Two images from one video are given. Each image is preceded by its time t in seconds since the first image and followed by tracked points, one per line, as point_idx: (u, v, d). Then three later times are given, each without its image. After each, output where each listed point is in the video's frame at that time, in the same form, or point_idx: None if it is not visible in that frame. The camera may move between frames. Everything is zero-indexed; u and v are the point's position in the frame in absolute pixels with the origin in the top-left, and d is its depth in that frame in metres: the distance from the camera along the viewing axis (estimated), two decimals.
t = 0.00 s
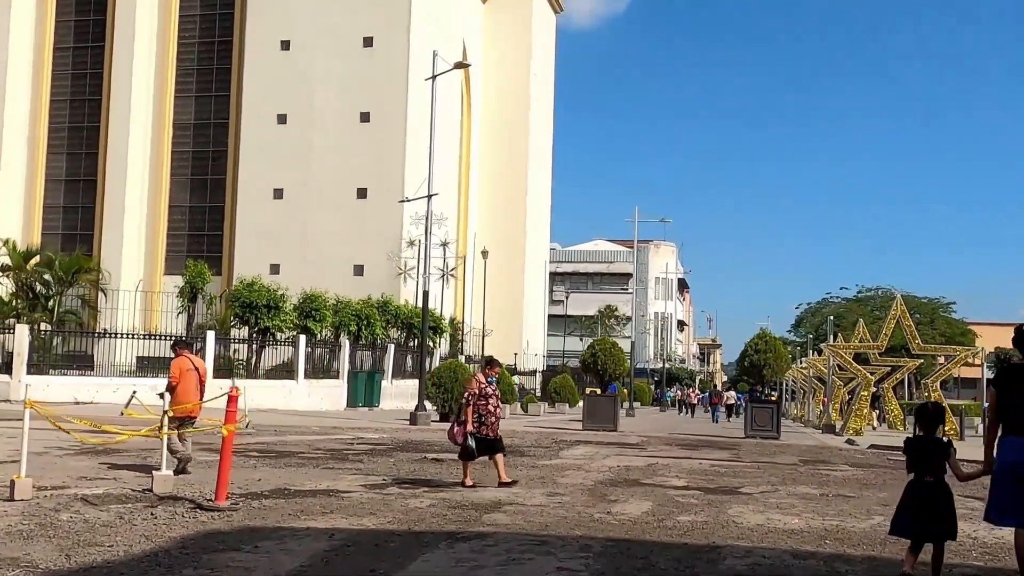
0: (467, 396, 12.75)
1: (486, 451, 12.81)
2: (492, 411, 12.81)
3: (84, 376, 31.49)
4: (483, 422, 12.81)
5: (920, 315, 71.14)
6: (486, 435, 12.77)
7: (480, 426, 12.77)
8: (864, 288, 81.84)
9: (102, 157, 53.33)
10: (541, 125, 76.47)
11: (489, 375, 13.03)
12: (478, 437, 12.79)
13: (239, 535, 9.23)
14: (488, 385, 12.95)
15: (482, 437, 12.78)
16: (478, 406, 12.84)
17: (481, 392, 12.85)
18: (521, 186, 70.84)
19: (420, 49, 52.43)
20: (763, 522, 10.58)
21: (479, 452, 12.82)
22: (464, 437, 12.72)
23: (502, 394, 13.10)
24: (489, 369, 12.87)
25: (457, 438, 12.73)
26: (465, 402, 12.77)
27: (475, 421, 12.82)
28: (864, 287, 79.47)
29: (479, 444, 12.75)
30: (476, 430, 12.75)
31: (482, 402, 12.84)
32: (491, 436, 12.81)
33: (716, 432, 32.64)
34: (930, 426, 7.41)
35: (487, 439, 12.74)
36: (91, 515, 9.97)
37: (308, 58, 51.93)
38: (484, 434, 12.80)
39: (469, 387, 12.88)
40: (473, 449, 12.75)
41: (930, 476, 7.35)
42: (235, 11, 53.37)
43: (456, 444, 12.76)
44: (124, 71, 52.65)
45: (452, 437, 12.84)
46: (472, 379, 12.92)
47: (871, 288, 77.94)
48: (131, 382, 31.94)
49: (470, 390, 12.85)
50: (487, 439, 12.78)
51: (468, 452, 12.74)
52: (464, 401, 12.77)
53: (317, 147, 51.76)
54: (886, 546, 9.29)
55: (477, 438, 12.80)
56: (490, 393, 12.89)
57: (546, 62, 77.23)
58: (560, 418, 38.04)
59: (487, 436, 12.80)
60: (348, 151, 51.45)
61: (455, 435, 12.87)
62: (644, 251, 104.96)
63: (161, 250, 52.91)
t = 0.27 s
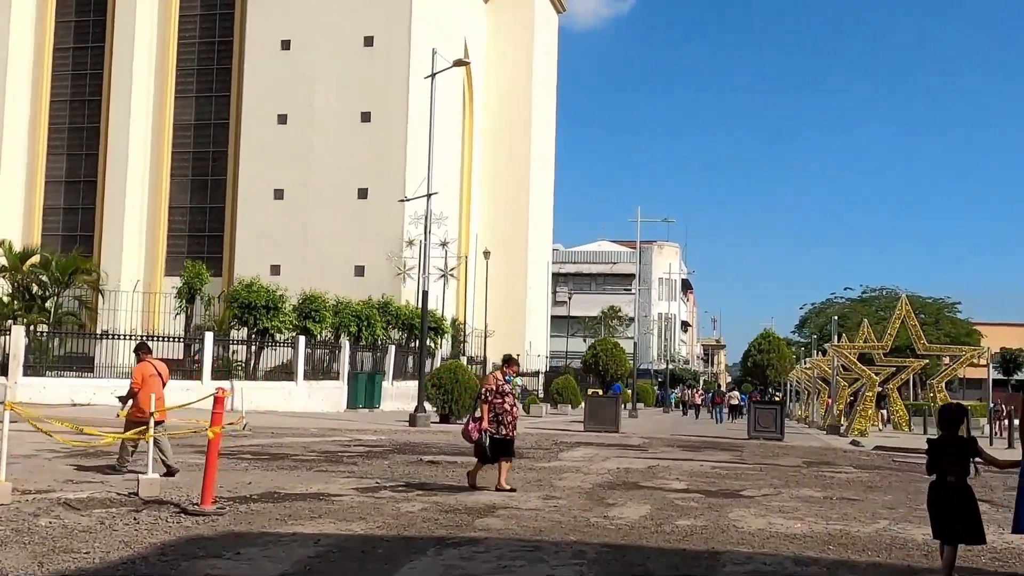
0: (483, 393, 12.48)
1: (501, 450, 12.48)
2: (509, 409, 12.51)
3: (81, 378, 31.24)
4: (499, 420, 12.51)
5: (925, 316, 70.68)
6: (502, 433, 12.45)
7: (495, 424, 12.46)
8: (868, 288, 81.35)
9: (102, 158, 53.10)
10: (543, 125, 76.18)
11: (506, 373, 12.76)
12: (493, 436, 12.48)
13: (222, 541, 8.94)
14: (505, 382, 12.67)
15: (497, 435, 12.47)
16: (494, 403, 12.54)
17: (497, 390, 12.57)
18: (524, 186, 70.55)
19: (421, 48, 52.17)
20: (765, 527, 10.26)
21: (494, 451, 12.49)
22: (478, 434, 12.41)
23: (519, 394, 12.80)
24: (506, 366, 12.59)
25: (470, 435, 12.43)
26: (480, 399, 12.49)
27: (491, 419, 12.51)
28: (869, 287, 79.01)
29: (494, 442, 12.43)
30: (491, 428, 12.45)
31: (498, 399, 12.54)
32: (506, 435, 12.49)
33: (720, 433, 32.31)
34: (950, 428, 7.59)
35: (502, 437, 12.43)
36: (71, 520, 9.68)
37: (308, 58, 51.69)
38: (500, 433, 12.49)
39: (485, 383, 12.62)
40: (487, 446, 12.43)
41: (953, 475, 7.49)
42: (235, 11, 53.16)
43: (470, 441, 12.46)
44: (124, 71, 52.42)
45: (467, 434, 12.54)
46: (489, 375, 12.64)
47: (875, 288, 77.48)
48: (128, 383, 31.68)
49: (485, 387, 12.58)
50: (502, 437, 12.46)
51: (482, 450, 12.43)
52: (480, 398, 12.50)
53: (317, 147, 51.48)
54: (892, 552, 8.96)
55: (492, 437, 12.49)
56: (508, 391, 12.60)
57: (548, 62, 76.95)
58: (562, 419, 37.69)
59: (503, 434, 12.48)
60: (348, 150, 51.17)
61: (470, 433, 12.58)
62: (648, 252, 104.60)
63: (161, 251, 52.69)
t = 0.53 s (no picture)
0: (492, 391, 12.15)
1: (516, 450, 12.13)
2: (519, 406, 12.20)
3: (77, 376, 30.96)
4: (511, 418, 12.18)
5: (929, 313, 70.27)
6: (515, 431, 12.12)
7: (507, 422, 12.12)
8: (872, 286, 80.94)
9: (101, 155, 52.79)
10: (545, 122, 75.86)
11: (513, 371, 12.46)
12: (506, 435, 12.14)
13: (204, 543, 8.64)
14: (513, 379, 12.36)
15: (510, 434, 12.13)
16: (504, 401, 12.22)
17: (506, 387, 12.25)
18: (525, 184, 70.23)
19: (421, 44, 51.83)
20: (766, 528, 9.94)
21: (509, 451, 12.14)
22: (491, 435, 12.05)
23: (528, 390, 12.50)
24: (513, 363, 12.29)
25: (484, 436, 12.06)
26: (490, 398, 12.15)
27: (502, 418, 12.18)
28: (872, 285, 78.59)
29: (508, 441, 12.09)
30: (504, 426, 12.11)
31: (508, 397, 12.22)
32: (520, 433, 12.16)
33: (722, 432, 31.99)
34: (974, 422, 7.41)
35: (516, 435, 12.09)
36: (50, 521, 9.38)
37: (307, 54, 51.37)
38: (512, 431, 12.15)
39: (493, 382, 12.29)
40: (502, 446, 12.07)
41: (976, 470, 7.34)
42: (234, 8, 52.89)
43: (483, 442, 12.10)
44: (123, 68, 52.13)
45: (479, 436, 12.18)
46: (496, 374, 12.33)
47: (879, 286, 77.06)
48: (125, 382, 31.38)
49: (493, 385, 12.25)
50: (516, 436, 12.12)
51: (497, 450, 12.07)
52: (489, 397, 12.16)
53: (317, 144, 51.16)
54: (898, 554, 8.63)
55: (505, 436, 12.14)
56: (516, 388, 12.30)
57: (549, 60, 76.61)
58: (563, 418, 37.37)
59: (516, 433, 12.14)
60: (347, 147, 50.84)
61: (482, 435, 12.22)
62: (650, 249, 104.23)
63: (160, 249, 52.41)
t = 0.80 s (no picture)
0: (509, 398, 11.67)
1: (535, 458, 11.70)
2: (537, 413, 11.75)
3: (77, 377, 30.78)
4: (529, 425, 11.74)
5: (935, 311, 69.85)
6: (534, 439, 11.68)
7: (526, 430, 11.69)
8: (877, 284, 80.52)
9: (103, 154, 52.59)
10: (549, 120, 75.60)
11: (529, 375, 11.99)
12: (524, 442, 11.71)
13: (192, 551, 8.38)
14: (530, 384, 11.89)
15: (529, 442, 11.70)
16: (521, 407, 11.76)
17: (523, 392, 11.78)
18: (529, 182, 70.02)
19: (424, 42, 51.58)
20: (771, 533, 9.66)
21: (527, 459, 11.72)
22: (509, 444, 11.63)
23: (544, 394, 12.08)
24: (530, 367, 11.81)
25: (502, 446, 11.61)
26: (507, 405, 11.67)
27: (520, 425, 11.73)
28: (878, 282, 78.16)
29: (527, 449, 11.66)
30: (521, 435, 11.67)
31: (525, 403, 11.77)
32: (539, 440, 11.73)
33: (727, 431, 31.70)
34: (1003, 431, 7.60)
35: (535, 443, 11.66)
36: (33, 528, 9.13)
37: (309, 53, 51.15)
38: (531, 438, 11.72)
39: (509, 387, 11.79)
40: (520, 455, 11.65)
41: (1000, 480, 7.51)
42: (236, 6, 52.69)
43: (501, 451, 11.64)
44: (125, 67, 51.94)
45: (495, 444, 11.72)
46: (513, 378, 11.83)
47: (885, 283, 76.62)
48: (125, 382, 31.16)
49: (510, 391, 11.77)
50: (535, 444, 11.69)
51: (515, 459, 11.64)
52: (506, 404, 11.67)
53: (319, 143, 50.92)
54: (907, 562, 8.34)
55: (522, 444, 11.72)
56: (534, 394, 11.84)
57: (553, 58, 76.34)
58: (567, 417, 37.13)
59: (535, 440, 11.71)
60: (350, 145, 50.60)
61: (498, 443, 11.76)
62: (655, 248, 103.89)
63: (163, 248, 52.20)
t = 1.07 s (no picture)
0: (523, 393, 11.01)
1: (549, 456, 11.08)
2: (551, 409, 11.12)
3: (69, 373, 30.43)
4: (542, 422, 11.10)
5: (936, 308, 69.50)
6: (548, 436, 11.06)
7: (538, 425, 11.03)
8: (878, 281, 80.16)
9: (99, 150, 52.24)
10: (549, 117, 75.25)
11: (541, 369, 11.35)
12: (537, 439, 11.08)
13: (166, 551, 8.06)
14: (542, 379, 11.26)
15: (542, 439, 11.07)
16: (534, 403, 11.12)
17: (536, 388, 11.14)
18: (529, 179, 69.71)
19: (422, 37, 51.20)
20: (770, 532, 9.31)
21: (539, 457, 11.08)
22: (521, 440, 10.97)
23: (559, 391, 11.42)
24: (543, 361, 11.18)
25: (514, 443, 10.95)
26: (520, 400, 11.01)
27: (532, 422, 11.09)
28: (879, 280, 77.81)
29: (540, 447, 11.03)
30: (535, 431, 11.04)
31: (539, 399, 11.13)
32: (553, 437, 11.11)
33: (726, 429, 31.37)
34: None
35: (550, 441, 11.04)
36: (5, 527, 8.82)
37: (307, 48, 50.77)
38: (544, 435, 11.09)
39: (522, 382, 11.13)
40: (532, 453, 11.01)
41: None
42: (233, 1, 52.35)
43: (513, 449, 10.98)
44: (121, 62, 51.58)
45: (506, 442, 11.06)
46: (525, 373, 11.18)
47: (886, 281, 76.27)
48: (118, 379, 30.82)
49: (523, 386, 11.11)
50: (549, 441, 11.07)
51: (528, 457, 10.99)
52: (519, 400, 11.02)
53: (317, 138, 50.51)
54: (912, 563, 7.99)
55: (535, 441, 11.08)
56: (547, 389, 11.20)
57: (553, 54, 75.97)
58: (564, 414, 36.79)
59: (549, 437, 11.08)
60: (348, 141, 50.20)
61: (509, 439, 11.09)
62: (655, 245, 103.57)
63: (159, 244, 51.84)
